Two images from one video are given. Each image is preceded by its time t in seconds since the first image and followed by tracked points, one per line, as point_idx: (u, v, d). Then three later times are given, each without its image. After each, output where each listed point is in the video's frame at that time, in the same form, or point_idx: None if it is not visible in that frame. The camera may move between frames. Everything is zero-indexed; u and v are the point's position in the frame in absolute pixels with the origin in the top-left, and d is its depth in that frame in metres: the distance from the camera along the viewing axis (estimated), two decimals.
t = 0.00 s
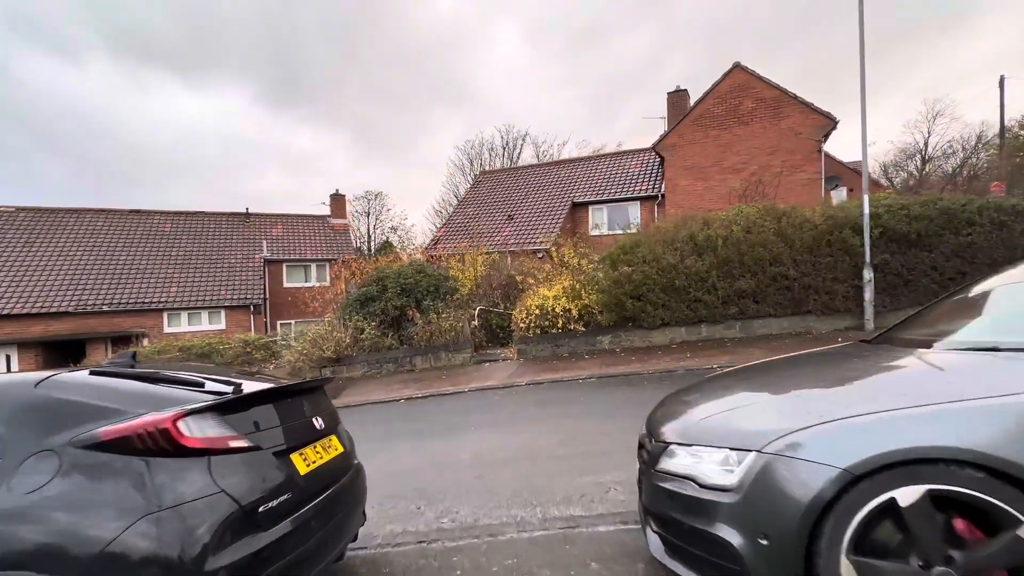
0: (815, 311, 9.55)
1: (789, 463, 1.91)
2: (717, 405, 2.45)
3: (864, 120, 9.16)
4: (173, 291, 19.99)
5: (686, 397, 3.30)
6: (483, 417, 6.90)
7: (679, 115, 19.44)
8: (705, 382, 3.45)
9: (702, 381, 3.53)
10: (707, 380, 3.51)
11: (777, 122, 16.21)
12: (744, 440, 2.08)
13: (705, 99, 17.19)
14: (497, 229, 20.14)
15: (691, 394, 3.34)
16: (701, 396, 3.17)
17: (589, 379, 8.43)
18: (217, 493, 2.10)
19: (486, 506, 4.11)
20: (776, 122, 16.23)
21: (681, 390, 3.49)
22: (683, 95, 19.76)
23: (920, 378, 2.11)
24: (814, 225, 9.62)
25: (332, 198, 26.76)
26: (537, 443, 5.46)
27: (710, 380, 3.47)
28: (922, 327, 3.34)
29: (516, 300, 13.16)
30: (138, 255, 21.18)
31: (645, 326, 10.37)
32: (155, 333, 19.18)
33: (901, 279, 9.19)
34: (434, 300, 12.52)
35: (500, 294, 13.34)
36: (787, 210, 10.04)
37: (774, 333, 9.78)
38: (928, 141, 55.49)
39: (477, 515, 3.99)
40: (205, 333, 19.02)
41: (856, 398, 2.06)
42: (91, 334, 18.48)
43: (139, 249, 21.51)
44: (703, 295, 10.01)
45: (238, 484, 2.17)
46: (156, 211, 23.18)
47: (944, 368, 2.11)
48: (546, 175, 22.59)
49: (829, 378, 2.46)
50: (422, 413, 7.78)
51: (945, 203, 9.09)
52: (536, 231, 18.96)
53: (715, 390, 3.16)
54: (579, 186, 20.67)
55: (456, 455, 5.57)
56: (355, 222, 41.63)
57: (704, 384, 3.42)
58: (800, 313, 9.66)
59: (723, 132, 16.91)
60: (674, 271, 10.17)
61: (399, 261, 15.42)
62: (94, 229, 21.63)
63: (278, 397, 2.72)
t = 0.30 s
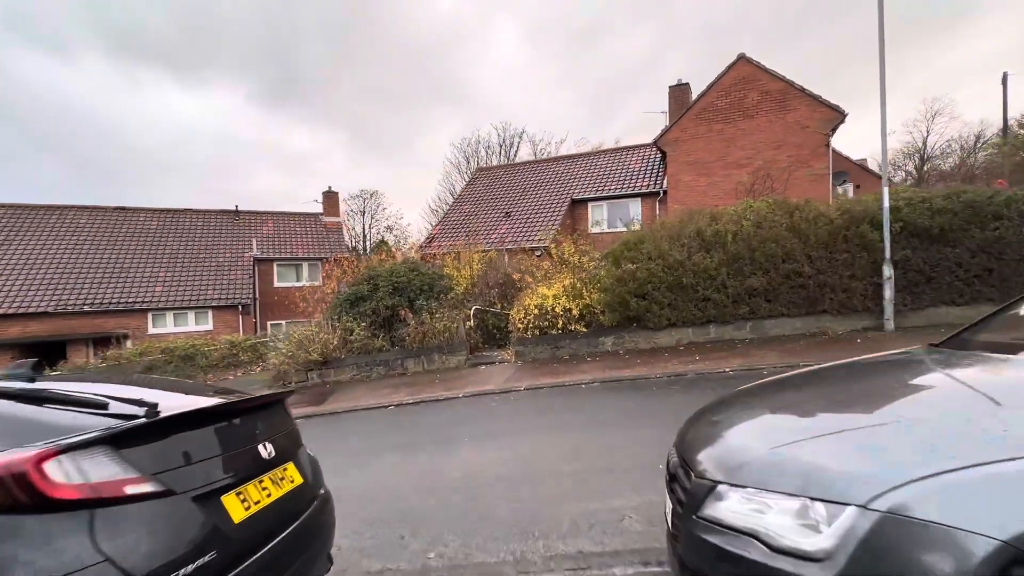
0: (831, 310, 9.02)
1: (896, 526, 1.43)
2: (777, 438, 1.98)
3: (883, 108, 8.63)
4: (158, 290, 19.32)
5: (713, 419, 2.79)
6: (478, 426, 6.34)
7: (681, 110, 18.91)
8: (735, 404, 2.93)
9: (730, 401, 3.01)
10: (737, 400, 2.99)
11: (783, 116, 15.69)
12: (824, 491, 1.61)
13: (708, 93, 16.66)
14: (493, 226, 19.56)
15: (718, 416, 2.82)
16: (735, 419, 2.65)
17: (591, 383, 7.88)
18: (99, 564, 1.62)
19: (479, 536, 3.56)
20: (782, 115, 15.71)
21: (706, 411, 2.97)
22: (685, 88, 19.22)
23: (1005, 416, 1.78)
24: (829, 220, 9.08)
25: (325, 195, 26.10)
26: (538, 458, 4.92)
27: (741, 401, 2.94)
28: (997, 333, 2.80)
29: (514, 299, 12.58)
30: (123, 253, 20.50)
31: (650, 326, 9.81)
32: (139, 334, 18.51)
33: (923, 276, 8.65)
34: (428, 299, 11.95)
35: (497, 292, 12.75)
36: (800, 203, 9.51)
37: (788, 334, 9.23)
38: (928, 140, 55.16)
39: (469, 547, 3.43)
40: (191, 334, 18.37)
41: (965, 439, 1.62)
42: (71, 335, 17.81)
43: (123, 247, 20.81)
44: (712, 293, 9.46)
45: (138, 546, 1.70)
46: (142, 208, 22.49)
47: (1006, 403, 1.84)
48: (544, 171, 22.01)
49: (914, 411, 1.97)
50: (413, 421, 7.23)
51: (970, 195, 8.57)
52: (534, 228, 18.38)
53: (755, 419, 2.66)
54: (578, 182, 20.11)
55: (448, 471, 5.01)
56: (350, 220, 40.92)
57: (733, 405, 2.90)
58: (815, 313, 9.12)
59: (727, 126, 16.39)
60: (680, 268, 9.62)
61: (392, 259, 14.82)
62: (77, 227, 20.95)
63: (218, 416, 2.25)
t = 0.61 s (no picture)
0: (847, 309, 8.48)
1: None
2: (877, 501, 1.57)
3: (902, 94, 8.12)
4: (142, 290, 18.68)
5: (755, 445, 2.35)
6: (471, 435, 5.79)
7: (682, 103, 18.38)
8: (781, 427, 2.48)
9: (771, 423, 2.57)
10: (779, 422, 2.55)
11: (788, 108, 15.18)
12: None
13: (711, 85, 16.15)
14: (489, 223, 18.97)
15: (761, 440, 2.39)
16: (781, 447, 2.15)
17: (594, 387, 7.34)
18: None
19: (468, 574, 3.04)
20: (787, 108, 15.20)
21: (743, 432, 2.54)
22: (687, 81, 18.71)
23: None
24: (845, 212, 8.55)
25: (317, 192, 25.44)
26: (535, 474, 4.38)
27: (786, 424, 2.51)
28: None
29: (510, 298, 12.02)
30: (107, 251, 19.84)
31: (654, 326, 9.26)
32: (122, 335, 17.86)
33: (946, 272, 8.14)
34: (419, 298, 11.38)
35: (493, 291, 12.19)
36: (813, 196, 8.99)
37: (801, 334, 8.69)
38: (928, 139, 54.81)
39: None
40: (175, 334, 17.72)
41: None
42: (51, 336, 17.15)
43: (107, 244, 20.14)
44: (720, 291, 8.91)
45: None
46: (128, 205, 21.84)
47: None
48: (541, 167, 21.45)
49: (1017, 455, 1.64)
50: (399, 429, 6.67)
51: (996, 185, 8.05)
52: (531, 225, 17.82)
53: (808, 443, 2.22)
54: (577, 178, 19.56)
55: (434, 488, 4.47)
56: (344, 219, 40.21)
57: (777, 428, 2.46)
58: (830, 311, 8.59)
59: (731, 120, 15.88)
60: (686, 265, 9.08)
61: (383, 256, 14.21)
62: (59, 224, 20.28)
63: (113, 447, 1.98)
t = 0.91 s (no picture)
0: (867, 307, 7.97)
1: None
2: None
3: (926, 77, 7.62)
4: (127, 288, 18.05)
5: (826, 486, 1.91)
6: (466, 447, 5.27)
7: (684, 97, 17.89)
8: (852, 457, 2.02)
9: (838, 448, 2.10)
10: (847, 448, 2.09)
11: (796, 100, 14.68)
12: None
13: (715, 77, 15.64)
14: (486, 220, 18.41)
15: (833, 478, 1.94)
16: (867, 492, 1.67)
17: (598, 391, 6.80)
18: None
19: None
20: (795, 100, 14.70)
21: (805, 469, 2.09)
22: (690, 74, 18.20)
23: None
24: (865, 204, 8.05)
25: (309, 188, 24.81)
26: (536, 496, 3.86)
27: (855, 451, 2.05)
28: None
29: (508, 296, 11.48)
30: (90, 249, 19.19)
31: (661, 325, 8.73)
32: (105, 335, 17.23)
33: (973, 268, 7.64)
34: (412, 297, 10.83)
35: (490, 289, 11.63)
36: (828, 187, 8.48)
37: (818, 334, 8.17)
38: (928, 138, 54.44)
39: None
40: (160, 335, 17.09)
41: None
42: (30, 337, 16.50)
43: (91, 242, 19.49)
44: (731, 288, 8.38)
45: None
46: (113, 201, 21.20)
47: None
48: (540, 163, 20.89)
49: None
50: (387, 438, 6.13)
51: None
52: (529, 221, 17.26)
53: (886, 479, 1.80)
54: (577, 174, 19.02)
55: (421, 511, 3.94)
56: (339, 217, 39.62)
57: (846, 458, 2.01)
58: (848, 310, 8.08)
59: (736, 112, 15.37)
60: (695, 260, 8.55)
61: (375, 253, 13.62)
62: (41, 220, 19.62)
63: None
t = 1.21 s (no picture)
0: (892, 306, 7.46)
1: None
2: None
3: (957, 58, 7.11)
4: (111, 288, 17.46)
5: (958, 551, 1.36)
6: (461, 461, 4.71)
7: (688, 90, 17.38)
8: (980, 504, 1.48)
9: (957, 491, 1.56)
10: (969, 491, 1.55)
11: (805, 92, 14.16)
12: None
13: (721, 68, 15.11)
14: (484, 217, 17.86)
15: (960, 537, 1.40)
16: None
17: (605, 397, 6.26)
18: None
19: None
20: (804, 92, 14.18)
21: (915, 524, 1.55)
22: (693, 67, 17.69)
23: None
24: (889, 196, 7.52)
25: (303, 186, 24.23)
26: (539, 526, 3.32)
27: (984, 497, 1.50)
28: None
29: (507, 296, 10.94)
30: (75, 247, 18.60)
31: (669, 326, 8.19)
32: (88, 336, 16.65)
33: (1007, 264, 7.13)
34: (406, 296, 10.31)
35: (488, 288, 11.08)
36: (848, 178, 7.96)
37: (838, 335, 7.65)
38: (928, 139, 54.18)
39: None
40: (145, 336, 16.51)
41: None
42: (9, 338, 15.90)
43: (75, 240, 18.89)
44: (746, 286, 7.85)
45: None
46: (100, 199, 20.63)
47: None
48: (539, 159, 20.36)
49: None
50: (374, 450, 5.57)
51: None
52: (528, 218, 16.72)
53: None
54: (577, 169, 18.49)
55: (406, 541, 3.38)
56: (335, 216, 39.04)
57: (977, 507, 1.46)
58: (872, 309, 7.56)
59: (742, 105, 14.85)
60: (707, 256, 8.01)
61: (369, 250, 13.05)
62: (25, 218, 19.04)
63: None
